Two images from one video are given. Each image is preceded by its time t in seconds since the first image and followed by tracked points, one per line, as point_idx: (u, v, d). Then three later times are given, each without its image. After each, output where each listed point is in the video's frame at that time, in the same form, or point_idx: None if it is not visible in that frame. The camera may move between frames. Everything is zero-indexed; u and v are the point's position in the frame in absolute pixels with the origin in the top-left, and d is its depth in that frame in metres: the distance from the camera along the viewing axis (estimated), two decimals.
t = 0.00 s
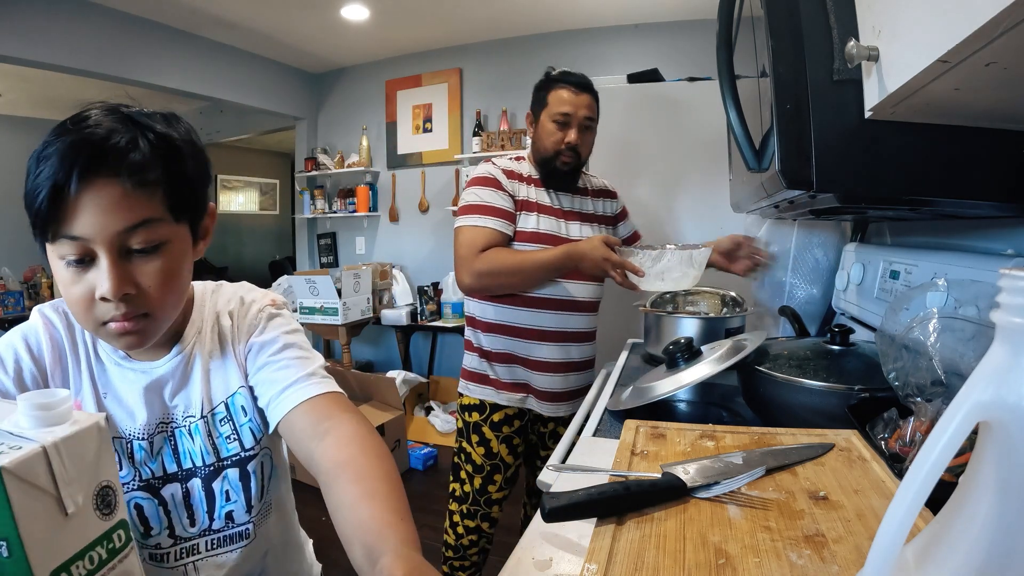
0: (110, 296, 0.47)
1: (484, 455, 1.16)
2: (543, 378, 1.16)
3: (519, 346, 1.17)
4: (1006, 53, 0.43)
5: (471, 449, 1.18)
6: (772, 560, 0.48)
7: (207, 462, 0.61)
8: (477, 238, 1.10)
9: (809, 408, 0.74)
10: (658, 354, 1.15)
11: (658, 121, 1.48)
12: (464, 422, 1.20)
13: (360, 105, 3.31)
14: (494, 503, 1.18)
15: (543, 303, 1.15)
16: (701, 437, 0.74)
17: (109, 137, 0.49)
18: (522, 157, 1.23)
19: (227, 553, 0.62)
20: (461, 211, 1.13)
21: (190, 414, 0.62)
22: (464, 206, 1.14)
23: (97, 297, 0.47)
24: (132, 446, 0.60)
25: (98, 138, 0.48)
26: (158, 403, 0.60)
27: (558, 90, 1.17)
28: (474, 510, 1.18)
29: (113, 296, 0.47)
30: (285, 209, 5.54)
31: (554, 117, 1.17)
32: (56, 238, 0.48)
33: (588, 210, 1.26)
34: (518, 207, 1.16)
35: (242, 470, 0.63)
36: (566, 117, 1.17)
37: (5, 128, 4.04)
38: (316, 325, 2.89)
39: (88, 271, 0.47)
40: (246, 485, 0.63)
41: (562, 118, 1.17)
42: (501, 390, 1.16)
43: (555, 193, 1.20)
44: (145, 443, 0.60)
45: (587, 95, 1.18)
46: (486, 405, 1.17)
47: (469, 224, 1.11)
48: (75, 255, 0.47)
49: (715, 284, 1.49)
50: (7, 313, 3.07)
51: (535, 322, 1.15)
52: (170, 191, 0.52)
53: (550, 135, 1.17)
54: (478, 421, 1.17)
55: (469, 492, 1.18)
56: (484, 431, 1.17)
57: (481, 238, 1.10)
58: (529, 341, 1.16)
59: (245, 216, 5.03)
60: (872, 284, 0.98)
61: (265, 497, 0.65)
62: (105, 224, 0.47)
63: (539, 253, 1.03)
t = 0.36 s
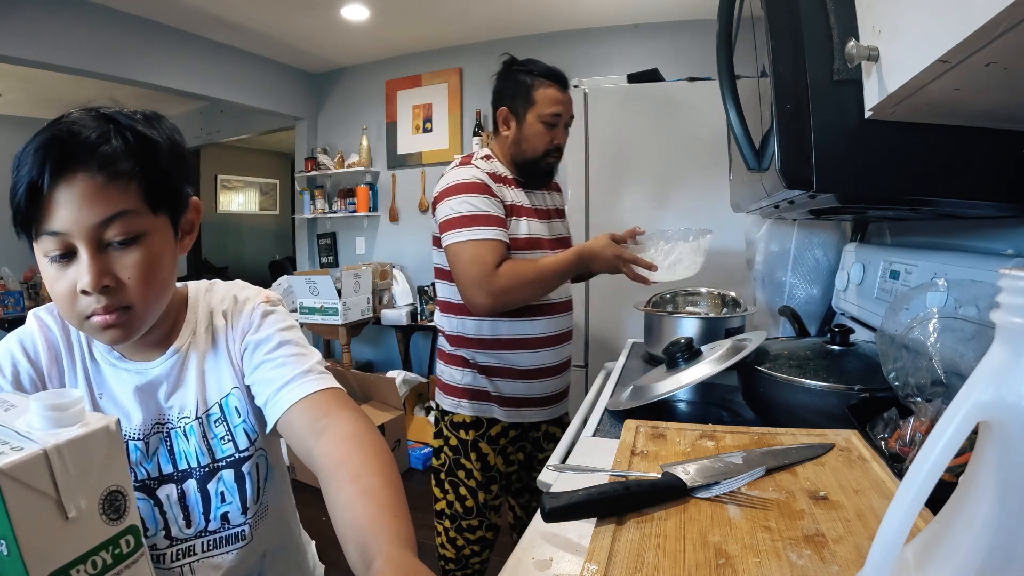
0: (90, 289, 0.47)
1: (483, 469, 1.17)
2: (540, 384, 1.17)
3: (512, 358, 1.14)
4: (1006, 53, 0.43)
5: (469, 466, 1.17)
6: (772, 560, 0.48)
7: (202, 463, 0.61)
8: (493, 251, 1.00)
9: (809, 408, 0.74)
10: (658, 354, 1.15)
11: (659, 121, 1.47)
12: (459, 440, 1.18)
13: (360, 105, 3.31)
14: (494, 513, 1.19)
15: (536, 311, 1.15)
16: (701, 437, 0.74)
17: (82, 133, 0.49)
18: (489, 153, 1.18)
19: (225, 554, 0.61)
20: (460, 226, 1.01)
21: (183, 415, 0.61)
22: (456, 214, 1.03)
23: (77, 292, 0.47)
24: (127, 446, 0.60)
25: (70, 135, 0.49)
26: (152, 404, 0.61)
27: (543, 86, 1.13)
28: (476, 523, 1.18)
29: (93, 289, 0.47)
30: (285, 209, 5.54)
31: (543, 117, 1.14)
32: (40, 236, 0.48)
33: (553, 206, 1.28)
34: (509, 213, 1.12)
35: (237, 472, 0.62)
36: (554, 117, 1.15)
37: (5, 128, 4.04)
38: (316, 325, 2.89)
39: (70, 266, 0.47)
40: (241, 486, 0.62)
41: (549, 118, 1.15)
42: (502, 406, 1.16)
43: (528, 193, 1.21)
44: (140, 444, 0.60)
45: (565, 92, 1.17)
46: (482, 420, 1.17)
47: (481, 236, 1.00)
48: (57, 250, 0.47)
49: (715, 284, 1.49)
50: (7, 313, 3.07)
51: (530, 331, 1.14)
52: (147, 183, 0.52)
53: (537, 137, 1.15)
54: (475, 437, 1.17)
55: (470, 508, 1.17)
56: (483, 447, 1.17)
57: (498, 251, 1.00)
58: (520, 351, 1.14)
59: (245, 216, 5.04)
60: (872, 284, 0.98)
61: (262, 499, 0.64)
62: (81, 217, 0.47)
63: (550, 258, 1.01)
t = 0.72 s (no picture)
0: (85, 284, 0.46)
1: (479, 476, 1.17)
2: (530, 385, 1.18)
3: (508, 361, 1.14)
4: (1007, 52, 0.43)
5: (465, 474, 1.17)
6: (772, 560, 0.48)
7: (198, 468, 0.60)
8: (486, 257, 0.96)
9: (809, 408, 0.74)
10: (658, 354, 1.15)
11: (659, 121, 1.47)
12: (453, 448, 1.18)
13: (360, 105, 3.31)
14: (491, 521, 1.20)
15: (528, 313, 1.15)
16: (701, 437, 0.74)
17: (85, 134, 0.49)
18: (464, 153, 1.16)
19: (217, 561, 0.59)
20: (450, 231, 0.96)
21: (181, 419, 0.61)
22: (440, 221, 0.98)
23: (73, 286, 0.46)
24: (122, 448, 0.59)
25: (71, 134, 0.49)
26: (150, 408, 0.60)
27: (524, 85, 1.13)
28: (471, 530, 1.19)
29: (89, 284, 0.46)
30: (285, 209, 5.54)
31: (525, 116, 1.15)
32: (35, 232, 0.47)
33: (528, 201, 1.29)
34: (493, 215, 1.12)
35: (233, 477, 0.62)
36: (535, 116, 1.16)
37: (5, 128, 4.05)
38: (316, 325, 2.89)
39: (64, 260, 0.46)
40: (236, 493, 0.62)
41: (530, 117, 1.15)
42: (497, 410, 1.16)
43: (506, 191, 1.22)
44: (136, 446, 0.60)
45: (543, 88, 1.17)
46: (478, 425, 1.17)
47: (473, 241, 0.96)
48: (52, 245, 0.46)
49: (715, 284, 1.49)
50: (6, 314, 3.07)
51: (523, 334, 1.15)
52: (142, 179, 0.51)
53: (520, 136, 1.16)
54: (471, 444, 1.17)
55: (465, 516, 1.18)
56: (479, 453, 1.17)
57: (489, 257, 0.96)
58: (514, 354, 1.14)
59: (245, 216, 5.04)
60: (872, 284, 0.98)
61: (258, 507, 0.64)
62: (76, 210, 0.46)
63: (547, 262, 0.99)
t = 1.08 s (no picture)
0: (60, 283, 0.45)
1: (481, 470, 1.17)
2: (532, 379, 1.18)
3: (511, 355, 1.15)
4: (1007, 52, 0.43)
5: (467, 468, 1.17)
6: (772, 560, 0.48)
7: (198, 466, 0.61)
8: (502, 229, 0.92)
9: (809, 408, 0.74)
10: (658, 354, 1.15)
11: (660, 120, 1.47)
12: (456, 443, 1.18)
13: (360, 105, 3.31)
14: (494, 516, 1.20)
15: (530, 306, 1.16)
16: (701, 437, 0.74)
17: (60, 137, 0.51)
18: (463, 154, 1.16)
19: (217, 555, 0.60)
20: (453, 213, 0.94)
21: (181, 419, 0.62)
22: (450, 202, 0.96)
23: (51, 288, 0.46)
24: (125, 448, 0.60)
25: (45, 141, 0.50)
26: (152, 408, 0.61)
27: (522, 86, 1.14)
28: (475, 526, 1.18)
29: (63, 282, 0.46)
30: (285, 209, 5.54)
31: (523, 115, 1.15)
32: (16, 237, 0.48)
33: (529, 200, 1.30)
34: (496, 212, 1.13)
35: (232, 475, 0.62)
36: (533, 116, 1.17)
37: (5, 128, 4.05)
38: (316, 325, 2.89)
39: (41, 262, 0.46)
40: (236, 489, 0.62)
41: (529, 117, 1.16)
42: (502, 405, 1.17)
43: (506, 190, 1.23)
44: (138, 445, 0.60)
45: (540, 89, 1.18)
46: (479, 420, 1.17)
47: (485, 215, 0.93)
48: (32, 247, 0.46)
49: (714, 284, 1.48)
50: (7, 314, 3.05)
51: (525, 327, 1.15)
52: (118, 178, 0.52)
53: (517, 136, 1.16)
54: (472, 439, 1.17)
55: (468, 511, 1.18)
56: (481, 447, 1.17)
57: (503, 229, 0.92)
58: (517, 347, 1.15)
59: (245, 216, 5.04)
60: (872, 284, 0.98)
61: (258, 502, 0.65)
62: (49, 210, 0.46)
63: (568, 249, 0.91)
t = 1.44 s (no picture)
0: (71, 270, 0.46)
1: (480, 468, 1.17)
2: (530, 377, 1.18)
3: (509, 352, 1.15)
4: (1007, 53, 0.43)
5: (466, 466, 1.17)
6: (772, 560, 0.48)
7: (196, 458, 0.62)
8: (493, 225, 0.91)
9: (809, 408, 0.74)
10: (658, 354, 1.15)
11: (660, 120, 1.47)
12: (454, 440, 1.18)
13: (360, 105, 3.31)
14: (492, 514, 1.20)
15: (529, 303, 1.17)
16: (701, 437, 0.74)
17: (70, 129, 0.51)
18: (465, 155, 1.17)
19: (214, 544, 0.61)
20: (447, 210, 0.94)
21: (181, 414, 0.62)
22: (443, 201, 0.97)
23: (59, 274, 0.46)
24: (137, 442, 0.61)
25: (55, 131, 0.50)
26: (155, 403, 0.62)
27: (521, 87, 1.14)
28: (474, 524, 1.18)
29: (74, 270, 0.46)
30: (285, 209, 5.54)
31: (523, 116, 1.15)
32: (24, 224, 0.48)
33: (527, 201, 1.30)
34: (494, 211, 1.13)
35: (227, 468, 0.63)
36: (532, 117, 1.17)
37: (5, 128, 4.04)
38: (316, 325, 2.89)
39: (50, 250, 0.47)
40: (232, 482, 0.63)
41: (528, 117, 1.16)
42: (496, 404, 1.16)
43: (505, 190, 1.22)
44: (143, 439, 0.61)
45: (540, 92, 1.18)
46: (478, 419, 1.17)
47: (474, 210, 0.92)
48: (40, 235, 0.47)
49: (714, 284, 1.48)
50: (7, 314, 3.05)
51: (523, 326, 1.16)
52: (130, 169, 0.53)
53: (517, 136, 1.16)
54: (471, 437, 1.17)
55: (467, 509, 1.17)
56: (479, 446, 1.17)
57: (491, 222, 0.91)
58: (517, 345, 1.15)
59: (245, 216, 5.04)
60: (872, 284, 0.98)
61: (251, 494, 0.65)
62: (62, 198, 0.47)
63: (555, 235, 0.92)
